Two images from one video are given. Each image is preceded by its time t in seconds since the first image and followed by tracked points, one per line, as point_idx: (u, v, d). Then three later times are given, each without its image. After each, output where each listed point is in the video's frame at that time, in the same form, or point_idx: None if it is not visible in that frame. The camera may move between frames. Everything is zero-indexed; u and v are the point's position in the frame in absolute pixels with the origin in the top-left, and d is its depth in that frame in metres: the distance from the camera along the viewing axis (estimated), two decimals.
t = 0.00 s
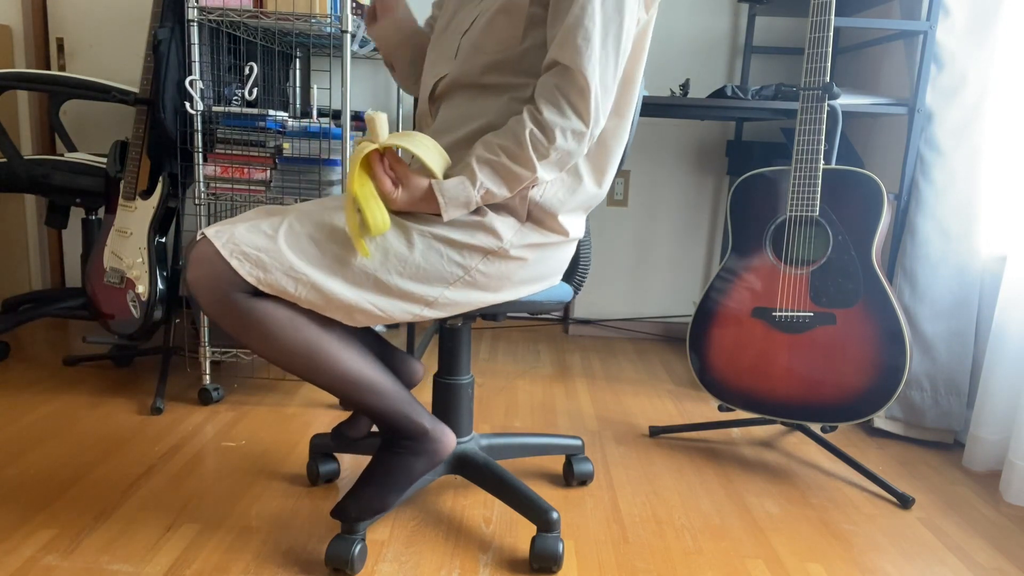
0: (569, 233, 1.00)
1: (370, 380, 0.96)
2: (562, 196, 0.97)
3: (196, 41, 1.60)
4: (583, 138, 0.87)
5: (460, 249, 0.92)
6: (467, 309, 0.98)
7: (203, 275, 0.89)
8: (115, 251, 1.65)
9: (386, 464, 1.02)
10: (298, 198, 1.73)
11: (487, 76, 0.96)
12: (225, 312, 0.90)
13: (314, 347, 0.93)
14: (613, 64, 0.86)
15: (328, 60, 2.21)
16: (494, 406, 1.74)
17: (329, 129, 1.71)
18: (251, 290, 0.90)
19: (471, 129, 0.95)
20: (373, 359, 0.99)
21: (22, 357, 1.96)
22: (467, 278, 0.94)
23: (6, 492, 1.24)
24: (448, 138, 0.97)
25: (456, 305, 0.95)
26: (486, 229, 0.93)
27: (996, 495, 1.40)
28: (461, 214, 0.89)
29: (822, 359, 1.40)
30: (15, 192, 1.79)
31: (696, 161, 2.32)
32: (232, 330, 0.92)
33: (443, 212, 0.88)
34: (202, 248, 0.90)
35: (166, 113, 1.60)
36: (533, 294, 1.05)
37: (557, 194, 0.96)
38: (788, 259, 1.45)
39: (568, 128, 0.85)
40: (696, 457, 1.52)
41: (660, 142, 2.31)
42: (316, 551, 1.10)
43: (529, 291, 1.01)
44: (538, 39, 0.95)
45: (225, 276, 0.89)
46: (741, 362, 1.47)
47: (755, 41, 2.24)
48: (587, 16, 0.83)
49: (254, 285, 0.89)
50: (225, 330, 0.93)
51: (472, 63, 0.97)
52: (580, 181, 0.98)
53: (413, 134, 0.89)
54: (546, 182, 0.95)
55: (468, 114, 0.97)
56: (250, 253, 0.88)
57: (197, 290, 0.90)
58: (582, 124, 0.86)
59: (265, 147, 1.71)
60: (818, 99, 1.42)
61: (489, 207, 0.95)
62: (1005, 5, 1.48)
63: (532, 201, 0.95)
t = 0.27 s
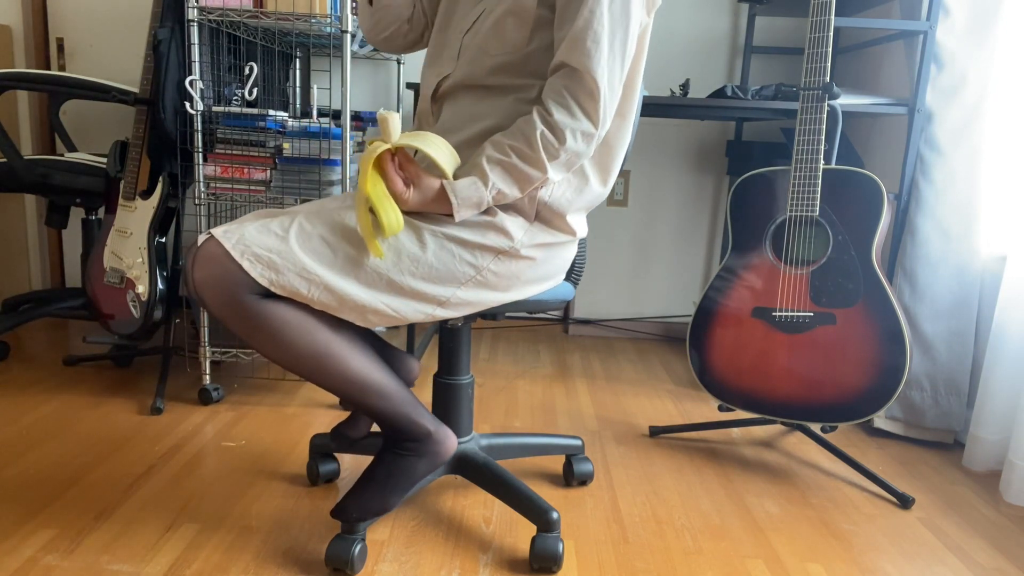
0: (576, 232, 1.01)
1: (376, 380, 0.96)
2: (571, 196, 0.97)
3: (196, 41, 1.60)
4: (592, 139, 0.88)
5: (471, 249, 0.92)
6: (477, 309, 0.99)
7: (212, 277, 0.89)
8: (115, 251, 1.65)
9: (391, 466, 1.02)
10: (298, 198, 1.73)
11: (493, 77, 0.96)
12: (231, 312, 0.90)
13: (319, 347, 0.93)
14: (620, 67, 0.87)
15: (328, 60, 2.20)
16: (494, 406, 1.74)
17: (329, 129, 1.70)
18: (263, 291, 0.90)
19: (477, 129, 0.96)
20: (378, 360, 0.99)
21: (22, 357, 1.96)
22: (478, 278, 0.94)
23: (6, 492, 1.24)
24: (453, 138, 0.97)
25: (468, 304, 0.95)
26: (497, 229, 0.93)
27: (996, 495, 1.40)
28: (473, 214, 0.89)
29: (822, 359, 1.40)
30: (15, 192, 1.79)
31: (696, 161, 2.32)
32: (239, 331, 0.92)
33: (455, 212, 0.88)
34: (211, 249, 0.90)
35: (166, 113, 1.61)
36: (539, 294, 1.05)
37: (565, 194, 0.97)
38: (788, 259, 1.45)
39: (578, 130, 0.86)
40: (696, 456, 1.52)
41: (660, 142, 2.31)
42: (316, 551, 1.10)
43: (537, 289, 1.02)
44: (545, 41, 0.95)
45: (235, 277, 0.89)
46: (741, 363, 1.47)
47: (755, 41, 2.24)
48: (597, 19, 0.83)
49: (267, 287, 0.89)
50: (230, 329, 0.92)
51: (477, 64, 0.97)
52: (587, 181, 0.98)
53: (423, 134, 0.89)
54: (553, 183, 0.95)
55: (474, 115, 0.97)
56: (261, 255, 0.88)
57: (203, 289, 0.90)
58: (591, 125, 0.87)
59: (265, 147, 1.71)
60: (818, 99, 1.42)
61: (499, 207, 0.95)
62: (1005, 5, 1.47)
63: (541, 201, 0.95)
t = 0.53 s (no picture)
0: (580, 231, 1.02)
1: (379, 381, 0.96)
2: (575, 196, 0.97)
3: (196, 41, 1.60)
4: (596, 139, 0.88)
5: (477, 249, 0.93)
6: (482, 309, 0.99)
7: (215, 277, 0.89)
8: (115, 251, 1.65)
9: (393, 468, 1.02)
10: (298, 198, 1.73)
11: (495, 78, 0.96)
12: (234, 312, 0.90)
13: (322, 348, 0.93)
14: (624, 68, 0.87)
15: (328, 60, 2.20)
16: (494, 406, 1.74)
17: (329, 129, 1.69)
18: (268, 292, 0.90)
19: (480, 130, 0.96)
20: (381, 361, 0.99)
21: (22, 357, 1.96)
22: (485, 278, 0.94)
23: (6, 492, 1.24)
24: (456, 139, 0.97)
25: (474, 304, 0.96)
26: (503, 229, 0.93)
27: (996, 495, 1.40)
28: (480, 214, 0.89)
29: (822, 359, 1.40)
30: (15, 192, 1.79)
31: (696, 161, 2.32)
32: (243, 332, 0.92)
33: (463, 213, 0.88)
34: (216, 249, 0.89)
35: (166, 113, 1.61)
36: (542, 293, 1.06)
37: (570, 194, 0.97)
38: (788, 259, 1.45)
39: (583, 129, 0.86)
40: (696, 456, 1.52)
41: (660, 142, 2.31)
42: (316, 551, 1.10)
43: (541, 289, 1.02)
44: (547, 42, 0.95)
45: (240, 277, 0.88)
46: (741, 362, 1.47)
47: (755, 41, 2.24)
48: (600, 21, 0.84)
49: (274, 288, 0.89)
50: (233, 329, 0.92)
51: (479, 65, 0.97)
52: (590, 181, 0.98)
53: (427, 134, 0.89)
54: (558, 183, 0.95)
55: (476, 116, 0.97)
56: (268, 255, 0.88)
57: (207, 289, 0.90)
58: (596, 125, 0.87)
59: (265, 147, 1.71)
60: (818, 99, 1.42)
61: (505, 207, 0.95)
62: (1005, 5, 1.47)
63: (547, 201, 0.95)
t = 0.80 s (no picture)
0: (581, 231, 1.02)
1: (380, 380, 0.96)
2: (576, 196, 0.97)
3: (196, 41, 1.60)
4: (597, 139, 0.88)
5: (478, 249, 0.93)
6: (483, 309, 0.99)
7: (216, 276, 0.89)
8: (115, 251, 1.65)
9: (393, 470, 1.02)
10: (297, 198, 1.73)
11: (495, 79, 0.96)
12: (234, 312, 0.90)
13: (323, 348, 0.93)
14: (624, 68, 0.87)
15: (328, 60, 2.20)
16: (494, 406, 1.74)
17: (329, 129, 1.69)
18: (269, 292, 0.90)
19: (480, 130, 0.96)
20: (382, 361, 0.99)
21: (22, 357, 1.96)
22: (486, 277, 0.94)
23: (6, 492, 1.24)
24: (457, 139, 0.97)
25: (475, 304, 0.96)
26: (504, 229, 0.93)
27: (996, 495, 1.40)
28: (482, 214, 0.89)
29: (822, 359, 1.40)
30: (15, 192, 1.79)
31: (696, 162, 2.32)
32: (243, 331, 0.92)
33: (464, 213, 0.88)
34: (217, 249, 0.89)
35: (166, 113, 1.61)
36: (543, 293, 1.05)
37: (571, 194, 0.97)
38: (788, 259, 1.45)
39: (583, 130, 0.86)
40: (696, 456, 1.52)
41: (660, 142, 2.31)
42: (316, 551, 1.10)
43: (542, 289, 1.02)
44: (548, 43, 0.95)
45: (241, 276, 0.88)
46: (741, 362, 1.47)
47: (755, 41, 2.24)
48: (600, 21, 0.84)
49: (275, 288, 0.89)
50: (234, 328, 0.92)
51: (480, 66, 0.97)
52: (591, 181, 0.98)
53: (429, 134, 0.89)
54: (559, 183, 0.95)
55: (477, 116, 0.97)
56: (270, 255, 0.88)
57: (207, 289, 0.90)
58: (597, 125, 0.87)
59: (265, 147, 1.71)
60: (818, 99, 1.42)
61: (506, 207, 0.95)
62: (1005, 5, 1.47)
63: (547, 201, 0.95)
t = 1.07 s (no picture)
0: (578, 231, 1.02)
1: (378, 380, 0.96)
2: (574, 196, 0.97)
3: (196, 41, 1.60)
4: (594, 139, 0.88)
5: (475, 249, 0.93)
6: (480, 309, 0.99)
7: (213, 277, 0.89)
8: (115, 251, 1.65)
9: (392, 470, 1.02)
10: (298, 198, 1.72)
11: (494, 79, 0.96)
12: (232, 311, 0.90)
13: (321, 347, 0.93)
14: (622, 67, 0.87)
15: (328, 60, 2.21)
16: (494, 406, 1.74)
17: (329, 129, 1.69)
18: (265, 291, 0.90)
19: (479, 130, 0.96)
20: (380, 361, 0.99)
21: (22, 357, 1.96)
22: (482, 277, 0.94)
23: (6, 492, 1.24)
24: (456, 138, 0.97)
25: (472, 304, 0.95)
26: (501, 228, 0.93)
27: (996, 495, 1.40)
28: (478, 213, 0.89)
29: (822, 359, 1.40)
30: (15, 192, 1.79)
31: (696, 162, 2.32)
32: (241, 331, 0.92)
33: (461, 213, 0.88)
34: (214, 248, 0.89)
35: (166, 113, 1.61)
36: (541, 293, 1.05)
37: (568, 194, 0.97)
38: (788, 259, 1.45)
39: (581, 129, 0.86)
40: (696, 457, 1.52)
41: (660, 142, 2.31)
42: (316, 551, 1.10)
43: (539, 289, 1.02)
44: (545, 43, 0.95)
45: (238, 276, 0.88)
46: (741, 362, 1.47)
47: (755, 41, 2.24)
48: (598, 20, 0.84)
49: (271, 288, 0.89)
50: (232, 328, 0.92)
51: (479, 66, 0.97)
52: (590, 181, 0.98)
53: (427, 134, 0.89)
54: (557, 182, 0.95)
55: (476, 116, 0.97)
56: (266, 255, 0.88)
57: (205, 289, 0.90)
58: (594, 124, 0.87)
59: (265, 147, 1.71)
60: (818, 99, 1.42)
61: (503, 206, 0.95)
62: (1005, 5, 1.47)
63: (545, 201, 0.95)
